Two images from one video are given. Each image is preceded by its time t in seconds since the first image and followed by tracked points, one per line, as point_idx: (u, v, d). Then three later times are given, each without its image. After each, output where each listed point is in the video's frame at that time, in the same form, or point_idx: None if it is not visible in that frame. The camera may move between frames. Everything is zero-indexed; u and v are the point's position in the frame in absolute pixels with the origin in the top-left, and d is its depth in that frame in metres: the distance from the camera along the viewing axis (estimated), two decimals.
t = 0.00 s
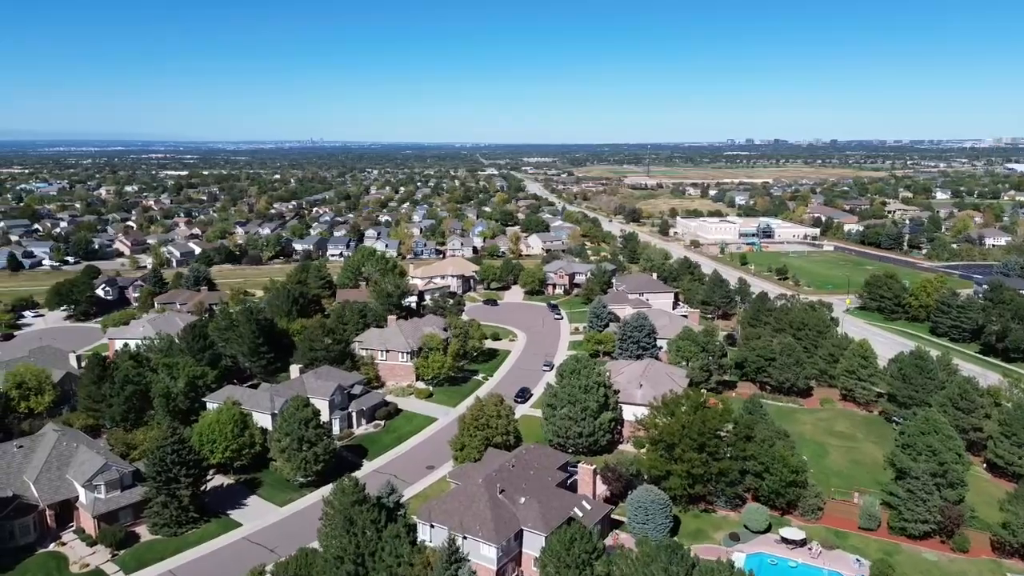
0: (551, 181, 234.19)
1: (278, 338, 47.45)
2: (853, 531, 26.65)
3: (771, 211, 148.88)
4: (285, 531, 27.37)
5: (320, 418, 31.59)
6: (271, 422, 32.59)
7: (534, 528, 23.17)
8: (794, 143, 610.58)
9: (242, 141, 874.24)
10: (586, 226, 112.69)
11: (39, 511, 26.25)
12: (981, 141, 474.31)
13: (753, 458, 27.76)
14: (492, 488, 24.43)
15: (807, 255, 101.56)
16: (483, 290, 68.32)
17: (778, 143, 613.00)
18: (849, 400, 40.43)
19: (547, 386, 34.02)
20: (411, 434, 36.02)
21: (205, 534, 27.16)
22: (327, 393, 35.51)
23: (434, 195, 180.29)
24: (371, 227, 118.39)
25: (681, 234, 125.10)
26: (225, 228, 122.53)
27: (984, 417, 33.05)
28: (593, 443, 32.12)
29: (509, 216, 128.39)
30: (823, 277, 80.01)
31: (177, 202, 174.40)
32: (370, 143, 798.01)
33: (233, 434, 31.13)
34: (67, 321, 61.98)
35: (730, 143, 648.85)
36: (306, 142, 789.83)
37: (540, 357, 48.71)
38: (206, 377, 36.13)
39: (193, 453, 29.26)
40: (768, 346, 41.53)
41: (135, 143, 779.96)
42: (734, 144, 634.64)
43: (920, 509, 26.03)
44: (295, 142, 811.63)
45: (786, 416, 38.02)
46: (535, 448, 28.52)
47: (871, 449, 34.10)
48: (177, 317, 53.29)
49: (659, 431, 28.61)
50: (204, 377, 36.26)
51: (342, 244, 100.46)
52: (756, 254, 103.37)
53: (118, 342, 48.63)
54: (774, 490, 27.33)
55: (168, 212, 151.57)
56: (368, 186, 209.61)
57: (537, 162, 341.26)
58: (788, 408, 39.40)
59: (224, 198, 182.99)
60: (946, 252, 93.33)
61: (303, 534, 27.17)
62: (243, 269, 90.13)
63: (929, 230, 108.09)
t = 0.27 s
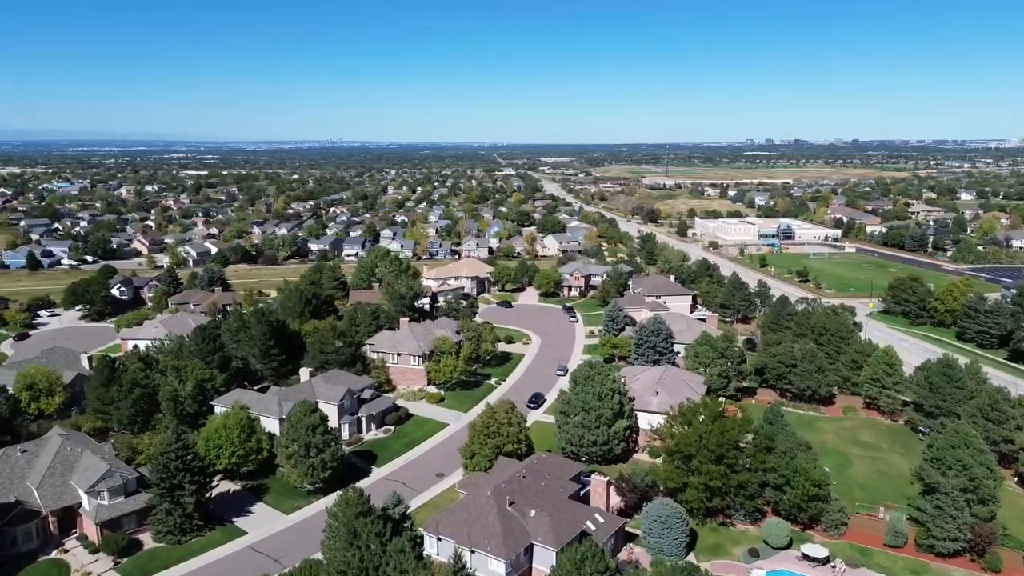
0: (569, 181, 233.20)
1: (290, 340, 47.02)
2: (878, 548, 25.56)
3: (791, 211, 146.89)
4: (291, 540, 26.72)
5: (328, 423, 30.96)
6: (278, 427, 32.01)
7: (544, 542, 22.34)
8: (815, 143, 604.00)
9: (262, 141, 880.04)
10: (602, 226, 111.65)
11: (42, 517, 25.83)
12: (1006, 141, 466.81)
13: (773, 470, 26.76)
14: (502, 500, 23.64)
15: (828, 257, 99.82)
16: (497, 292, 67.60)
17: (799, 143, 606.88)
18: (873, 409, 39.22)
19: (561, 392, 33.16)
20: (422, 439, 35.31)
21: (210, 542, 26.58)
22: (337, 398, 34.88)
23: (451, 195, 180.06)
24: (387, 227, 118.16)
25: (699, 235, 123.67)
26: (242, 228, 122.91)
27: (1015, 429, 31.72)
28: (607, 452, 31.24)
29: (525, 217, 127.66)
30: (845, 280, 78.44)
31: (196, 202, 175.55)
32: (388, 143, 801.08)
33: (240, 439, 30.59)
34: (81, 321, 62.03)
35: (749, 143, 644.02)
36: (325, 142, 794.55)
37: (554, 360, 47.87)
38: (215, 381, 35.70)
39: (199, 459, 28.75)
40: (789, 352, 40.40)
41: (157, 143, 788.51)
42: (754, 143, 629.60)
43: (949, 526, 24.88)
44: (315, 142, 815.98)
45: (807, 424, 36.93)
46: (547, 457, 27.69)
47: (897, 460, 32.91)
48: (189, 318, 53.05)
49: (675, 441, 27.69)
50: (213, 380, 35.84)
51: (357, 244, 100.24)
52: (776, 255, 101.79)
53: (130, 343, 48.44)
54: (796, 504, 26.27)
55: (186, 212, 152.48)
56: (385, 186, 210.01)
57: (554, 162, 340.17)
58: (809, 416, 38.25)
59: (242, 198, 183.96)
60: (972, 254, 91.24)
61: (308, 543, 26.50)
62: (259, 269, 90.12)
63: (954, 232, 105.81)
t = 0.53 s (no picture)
0: (586, 180, 232.06)
1: (301, 341, 46.51)
2: (904, 567, 24.40)
3: (812, 212, 144.75)
4: (296, 550, 26.06)
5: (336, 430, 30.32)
6: (286, 432, 31.41)
7: (555, 558, 21.47)
8: (837, 143, 596.86)
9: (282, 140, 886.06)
10: (619, 227, 110.44)
11: (44, 524, 25.37)
12: None
13: (795, 484, 25.70)
14: (511, 513, 22.83)
15: (850, 259, 97.93)
16: (512, 294, 66.80)
17: (820, 144, 600.35)
18: (898, 418, 37.92)
19: (575, 399, 32.28)
20: (433, 446, 34.60)
21: (213, 551, 26.01)
22: (346, 403, 34.22)
23: (467, 195, 179.57)
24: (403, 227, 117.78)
25: (718, 236, 122.08)
26: (259, 228, 123.12)
27: None
28: (622, 461, 30.32)
29: (542, 217, 126.75)
30: (868, 283, 76.76)
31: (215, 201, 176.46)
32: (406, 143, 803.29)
33: (247, 445, 30.04)
34: (96, 321, 62.05)
35: (769, 142, 638.14)
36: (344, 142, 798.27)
37: (569, 365, 46.94)
38: (223, 384, 35.19)
39: (204, 465, 28.20)
40: (811, 358, 39.22)
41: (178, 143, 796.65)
42: (774, 142, 623.67)
43: (980, 545, 23.65)
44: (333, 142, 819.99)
45: (830, 434, 35.79)
46: (560, 468, 26.82)
47: (924, 473, 31.70)
48: (202, 318, 52.76)
49: (693, 452, 26.71)
50: (221, 383, 35.34)
51: (373, 245, 99.91)
52: (797, 257, 100.06)
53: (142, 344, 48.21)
54: (818, 520, 25.19)
55: (205, 211, 153.22)
56: (402, 186, 210.05)
57: (572, 163, 338.81)
58: (832, 425, 37.06)
59: (260, 198, 184.81)
60: (999, 257, 89.01)
61: (313, 554, 25.84)
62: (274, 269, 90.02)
63: (981, 234, 103.46)
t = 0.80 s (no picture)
0: (604, 181, 230.57)
1: (312, 343, 46.00)
2: None
3: (833, 213, 142.46)
4: (300, 561, 25.41)
5: (343, 436, 29.65)
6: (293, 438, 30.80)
7: None
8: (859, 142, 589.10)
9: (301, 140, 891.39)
10: (637, 228, 109.17)
11: (46, 531, 24.90)
12: None
13: (817, 498, 24.62)
14: (520, 528, 22.00)
15: (873, 261, 95.99)
16: (527, 296, 65.94)
17: (841, 144, 593.20)
18: (924, 428, 36.63)
19: (588, 406, 31.38)
20: (443, 452, 33.88)
21: (216, 560, 25.42)
22: (354, 408, 33.54)
23: (484, 195, 178.88)
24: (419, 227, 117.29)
25: (738, 237, 120.36)
26: (275, 227, 123.19)
27: None
28: (636, 471, 29.40)
29: (558, 218, 125.68)
30: (891, 286, 75.00)
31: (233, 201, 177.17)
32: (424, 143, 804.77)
33: (252, 451, 29.47)
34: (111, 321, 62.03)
35: (789, 142, 631.82)
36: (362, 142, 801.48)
37: (584, 370, 46.00)
38: (230, 388, 34.64)
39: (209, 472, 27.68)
40: (833, 365, 38.03)
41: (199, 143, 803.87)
42: (794, 142, 617.37)
43: (1014, 566, 22.43)
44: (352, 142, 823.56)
45: (853, 444, 34.63)
46: (573, 479, 25.97)
47: (952, 487, 30.47)
48: (214, 319, 52.45)
49: (710, 464, 25.73)
50: (228, 388, 34.80)
51: (388, 245, 99.47)
52: (818, 259, 98.27)
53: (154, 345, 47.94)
54: (842, 538, 24.10)
55: (222, 211, 153.73)
56: (419, 186, 209.83)
57: (590, 163, 337.13)
58: (855, 434, 35.87)
59: (278, 198, 185.43)
60: None
61: (318, 564, 25.16)
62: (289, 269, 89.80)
63: (1008, 236, 100.98)
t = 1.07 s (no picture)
0: (621, 181, 229.23)
1: (323, 346, 45.47)
2: None
3: (854, 214, 140.25)
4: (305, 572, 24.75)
5: (350, 443, 29.00)
6: (299, 444, 30.20)
7: None
8: (881, 142, 581.45)
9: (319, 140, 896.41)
10: (654, 229, 107.90)
11: (47, 538, 24.43)
12: None
13: (841, 515, 23.57)
14: (529, 543, 21.19)
15: (896, 264, 94.09)
16: (541, 298, 65.12)
17: (863, 144, 585.91)
18: (952, 439, 35.36)
19: (602, 414, 30.49)
20: (453, 460, 33.13)
21: (219, 570, 24.82)
22: (363, 414, 32.87)
23: (500, 195, 178.23)
24: (434, 227, 116.82)
25: (757, 238, 118.69)
26: (291, 227, 123.27)
27: None
28: (651, 483, 28.48)
29: (574, 219, 124.65)
30: (914, 289, 73.32)
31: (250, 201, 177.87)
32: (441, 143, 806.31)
33: (258, 458, 28.89)
34: (125, 321, 62.01)
35: (809, 142, 625.60)
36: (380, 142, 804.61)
37: (598, 374, 45.08)
38: (238, 393, 34.07)
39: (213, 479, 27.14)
40: (856, 373, 36.83)
41: (218, 143, 810.30)
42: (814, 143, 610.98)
43: None
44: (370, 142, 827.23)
45: (877, 455, 33.46)
46: (585, 491, 25.10)
47: (981, 502, 29.26)
48: (226, 321, 52.13)
49: (728, 477, 24.76)
50: (236, 392, 34.21)
51: (403, 246, 99.01)
52: (839, 261, 96.58)
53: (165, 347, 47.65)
54: (866, 557, 23.03)
55: (240, 211, 154.21)
56: (436, 186, 209.65)
57: (607, 163, 335.52)
58: (879, 445, 34.66)
59: (295, 198, 186.02)
60: None
61: None
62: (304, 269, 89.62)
63: None
